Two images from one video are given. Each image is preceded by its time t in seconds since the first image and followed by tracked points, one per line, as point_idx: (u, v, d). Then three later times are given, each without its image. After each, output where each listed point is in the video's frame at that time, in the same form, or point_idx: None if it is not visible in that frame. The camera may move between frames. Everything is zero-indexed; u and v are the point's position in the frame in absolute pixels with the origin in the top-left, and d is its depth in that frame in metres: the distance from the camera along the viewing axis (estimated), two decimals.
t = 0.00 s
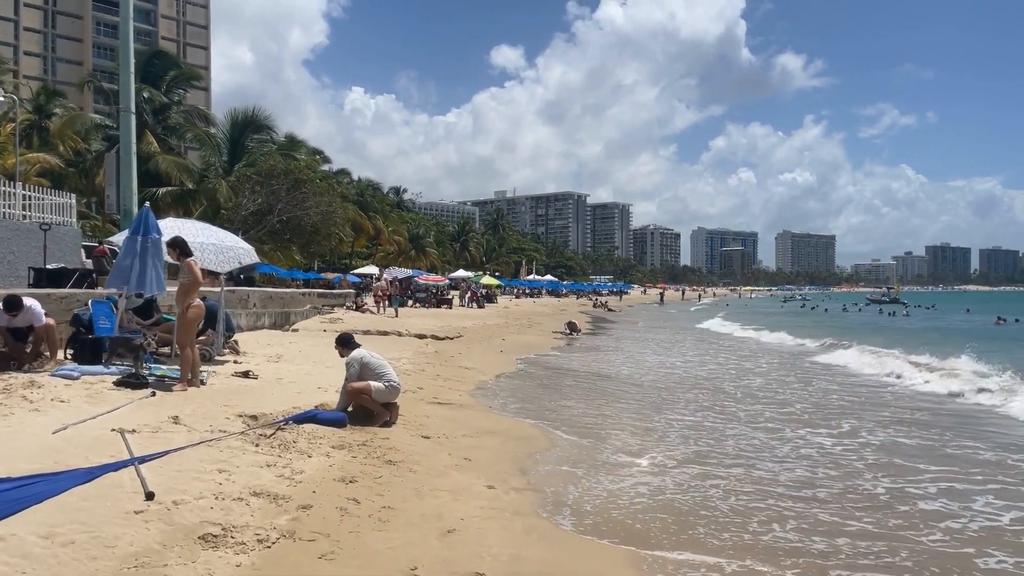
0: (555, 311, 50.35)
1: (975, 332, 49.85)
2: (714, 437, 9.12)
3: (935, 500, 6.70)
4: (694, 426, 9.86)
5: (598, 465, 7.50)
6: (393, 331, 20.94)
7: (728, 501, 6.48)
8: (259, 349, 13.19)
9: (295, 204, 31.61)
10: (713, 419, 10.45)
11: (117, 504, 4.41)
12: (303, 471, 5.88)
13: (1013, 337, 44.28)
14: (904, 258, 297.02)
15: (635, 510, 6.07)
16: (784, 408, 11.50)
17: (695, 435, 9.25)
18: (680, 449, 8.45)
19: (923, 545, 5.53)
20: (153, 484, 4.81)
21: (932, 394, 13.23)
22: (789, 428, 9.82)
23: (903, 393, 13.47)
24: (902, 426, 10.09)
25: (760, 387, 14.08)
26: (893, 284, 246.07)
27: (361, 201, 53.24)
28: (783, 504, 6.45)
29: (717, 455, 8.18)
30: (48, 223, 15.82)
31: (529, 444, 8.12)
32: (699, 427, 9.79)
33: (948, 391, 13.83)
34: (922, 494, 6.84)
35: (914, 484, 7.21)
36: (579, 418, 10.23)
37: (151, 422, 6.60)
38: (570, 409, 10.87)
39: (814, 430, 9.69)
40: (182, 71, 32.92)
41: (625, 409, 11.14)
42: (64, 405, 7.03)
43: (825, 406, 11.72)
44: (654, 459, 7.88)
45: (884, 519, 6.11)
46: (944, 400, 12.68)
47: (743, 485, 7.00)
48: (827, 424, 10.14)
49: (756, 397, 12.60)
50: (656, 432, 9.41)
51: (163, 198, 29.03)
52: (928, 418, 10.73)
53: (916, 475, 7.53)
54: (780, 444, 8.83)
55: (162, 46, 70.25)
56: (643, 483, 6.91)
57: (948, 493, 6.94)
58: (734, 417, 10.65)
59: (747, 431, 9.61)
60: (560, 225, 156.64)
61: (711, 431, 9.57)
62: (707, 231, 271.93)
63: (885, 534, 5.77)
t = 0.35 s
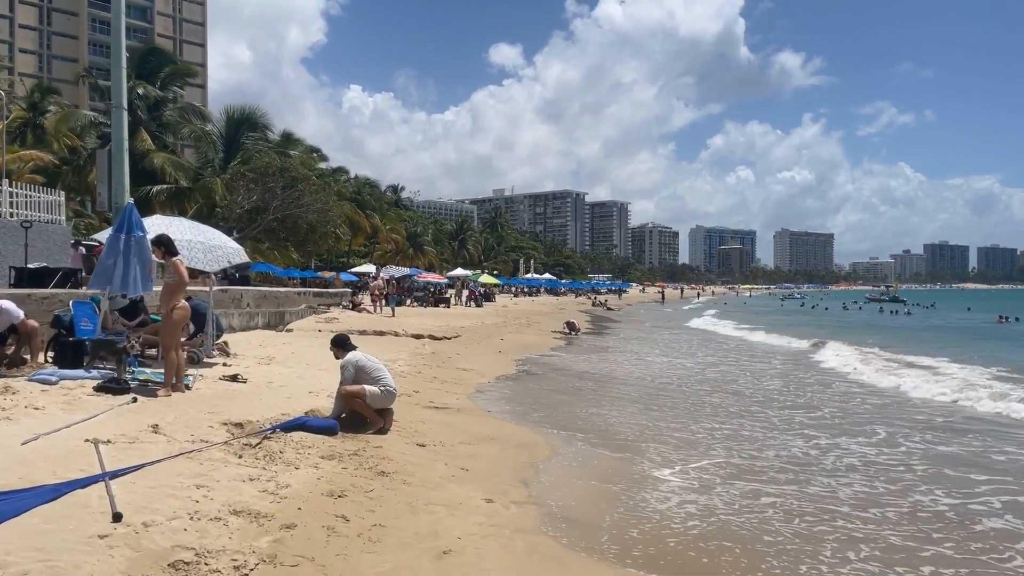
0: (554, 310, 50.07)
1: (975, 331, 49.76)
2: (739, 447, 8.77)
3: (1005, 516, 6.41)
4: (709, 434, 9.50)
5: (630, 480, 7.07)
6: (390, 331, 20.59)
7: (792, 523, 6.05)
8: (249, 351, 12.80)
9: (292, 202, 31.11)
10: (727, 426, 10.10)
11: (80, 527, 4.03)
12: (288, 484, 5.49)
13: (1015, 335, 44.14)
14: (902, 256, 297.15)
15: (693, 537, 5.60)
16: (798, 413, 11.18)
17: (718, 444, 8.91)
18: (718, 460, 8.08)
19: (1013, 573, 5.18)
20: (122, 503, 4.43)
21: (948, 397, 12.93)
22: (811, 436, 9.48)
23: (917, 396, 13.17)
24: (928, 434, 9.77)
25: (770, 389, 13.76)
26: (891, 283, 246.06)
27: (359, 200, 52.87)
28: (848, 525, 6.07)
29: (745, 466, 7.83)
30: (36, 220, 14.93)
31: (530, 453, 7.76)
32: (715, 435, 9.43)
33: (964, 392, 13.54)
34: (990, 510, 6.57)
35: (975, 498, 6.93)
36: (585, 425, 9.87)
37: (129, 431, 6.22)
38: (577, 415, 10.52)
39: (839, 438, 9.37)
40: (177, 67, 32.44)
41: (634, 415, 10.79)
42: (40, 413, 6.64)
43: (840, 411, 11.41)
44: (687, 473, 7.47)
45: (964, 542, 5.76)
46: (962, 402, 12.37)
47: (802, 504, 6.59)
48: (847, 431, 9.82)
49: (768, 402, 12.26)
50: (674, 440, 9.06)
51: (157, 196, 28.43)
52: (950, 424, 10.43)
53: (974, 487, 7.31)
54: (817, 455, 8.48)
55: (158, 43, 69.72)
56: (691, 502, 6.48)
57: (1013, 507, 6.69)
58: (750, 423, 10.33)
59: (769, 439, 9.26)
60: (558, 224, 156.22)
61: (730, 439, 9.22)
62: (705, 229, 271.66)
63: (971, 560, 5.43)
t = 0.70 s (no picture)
0: (551, 307, 49.82)
1: (970, 328, 49.77)
2: (768, 455, 8.42)
3: None
4: (725, 441, 9.14)
5: (683, 496, 6.64)
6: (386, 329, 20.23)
7: (881, 546, 5.64)
8: (238, 350, 12.41)
9: (285, 199, 30.50)
10: (741, 431, 9.76)
11: (41, 549, 3.66)
12: (274, 495, 5.13)
13: (1013, 333, 44.10)
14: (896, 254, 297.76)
15: (780, 565, 5.13)
16: (811, 417, 10.86)
17: (744, 452, 8.56)
18: (771, 471, 7.69)
19: None
20: (89, 519, 4.07)
21: (960, 397, 12.67)
22: (834, 443, 9.15)
23: (929, 397, 12.90)
24: (951, 439, 9.48)
25: (783, 390, 13.50)
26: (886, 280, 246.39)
27: (354, 197, 52.47)
28: (941, 547, 5.69)
29: (776, 478, 7.44)
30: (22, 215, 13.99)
31: (532, 458, 7.41)
32: (732, 442, 9.08)
33: (975, 394, 13.28)
34: None
35: None
36: (590, 429, 9.49)
37: (105, 437, 5.85)
38: (584, 419, 10.16)
39: (864, 445, 9.04)
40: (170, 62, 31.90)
41: (642, 419, 10.45)
42: (13, 417, 6.27)
43: (854, 414, 11.10)
44: (737, 488, 7.03)
45: None
46: (976, 404, 12.11)
47: (884, 523, 6.17)
48: (866, 436, 9.50)
49: (778, 404, 11.94)
50: (693, 448, 8.71)
51: (149, 192, 28.02)
52: (969, 429, 10.14)
53: None
54: (859, 464, 8.12)
55: (151, 39, 69.01)
56: (759, 520, 6.05)
57: None
58: (765, 428, 9.99)
59: (793, 446, 8.91)
60: (555, 221, 155.75)
61: (749, 446, 8.87)
62: (701, 227, 271.67)
63: None
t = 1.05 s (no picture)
0: (542, 305, 49.63)
1: (959, 325, 49.94)
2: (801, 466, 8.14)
3: None
4: (735, 450, 8.87)
5: (751, 519, 6.21)
6: (376, 329, 19.88)
7: None
8: (222, 351, 12.03)
9: (272, 196, 29.85)
10: (754, 439, 9.49)
11: None
12: (251, 511, 4.79)
13: (1004, 330, 44.32)
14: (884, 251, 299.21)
15: None
16: (814, 423, 10.62)
17: (775, 462, 8.28)
18: (836, 487, 7.33)
19: None
20: (46, 544, 3.73)
21: (964, 399, 12.52)
22: (853, 451, 8.91)
23: (930, 399, 12.73)
24: (962, 447, 9.27)
25: (800, 394, 13.35)
26: (875, 277, 247.64)
27: (344, 194, 52.05)
28: None
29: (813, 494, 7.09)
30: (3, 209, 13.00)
31: (530, 467, 7.10)
32: (744, 451, 8.80)
33: (977, 396, 13.11)
34: None
35: None
36: (593, 436, 9.15)
37: (73, 449, 5.48)
38: (611, 428, 9.80)
39: (878, 453, 8.81)
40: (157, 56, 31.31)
41: (654, 425, 10.15)
42: None
43: (858, 420, 10.89)
44: (799, 508, 6.62)
45: None
46: (979, 407, 11.95)
47: (984, 549, 5.80)
48: (878, 446, 9.25)
49: (780, 409, 11.71)
50: (717, 459, 8.40)
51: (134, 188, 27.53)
52: (977, 435, 9.94)
53: None
54: (911, 476, 7.85)
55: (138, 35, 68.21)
56: (848, 547, 5.67)
57: None
58: (775, 435, 9.73)
59: (813, 456, 8.65)
60: (546, 219, 155.53)
61: (771, 456, 8.59)
62: (691, 225, 272.23)
63: None
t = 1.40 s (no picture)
0: (528, 303, 49.36)
1: (941, 323, 50.24)
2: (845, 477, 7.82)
3: None
4: (757, 458, 8.53)
5: (828, 538, 5.84)
6: (359, 328, 19.44)
7: None
8: (196, 351, 11.55)
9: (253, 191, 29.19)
10: (772, 445, 9.17)
11: None
12: (215, 527, 4.39)
13: (988, 328, 44.63)
14: (866, 250, 301.83)
15: None
16: (815, 427, 10.37)
17: (816, 472, 7.96)
18: (909, 503, 6.97)
19: None
20: None
21: (969, 400, 12.36)
22: (888, 459, 8.61)
23: (926, 400, 12.55)
24: (965, 451, 9.07)
25: (812, 395, 13.16)
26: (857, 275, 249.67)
27: (327, 191, 51.43)
28: None
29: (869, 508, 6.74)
30: None
31: (517, 474, 6.72)
32: (759, 458, 8.51)
33: (970, 396, 12.97)
34: None
35: None
36: (600, 442, 8.79)
37: (24, 458, 5.03)
38: (642, 436, 9.41)
39: (888, 459, 8.57)
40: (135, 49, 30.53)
41: (685, 433, 9.76)
42: None
43: (854, 423, 10.66)
44: (879, 528, 6.20)
45: None
46: (975, 407, 11.78)
47: None
48: (912, 451, 8.99)
49: (775, 412, 11.47)
50: (749, 468, 8.05)
51: (112, 184, 26.92)
52: (976, 438, 9.76)
53: None
54: (972, 486, 7.58)
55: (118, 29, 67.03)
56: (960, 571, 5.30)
57: None
58: (785, 441, 9.44)
59: (841, 463, 8.35)
60: (531, 217, 155.33)
61: (803, 464, 8.27)
62: (675, 223, 273.16)
63: None
